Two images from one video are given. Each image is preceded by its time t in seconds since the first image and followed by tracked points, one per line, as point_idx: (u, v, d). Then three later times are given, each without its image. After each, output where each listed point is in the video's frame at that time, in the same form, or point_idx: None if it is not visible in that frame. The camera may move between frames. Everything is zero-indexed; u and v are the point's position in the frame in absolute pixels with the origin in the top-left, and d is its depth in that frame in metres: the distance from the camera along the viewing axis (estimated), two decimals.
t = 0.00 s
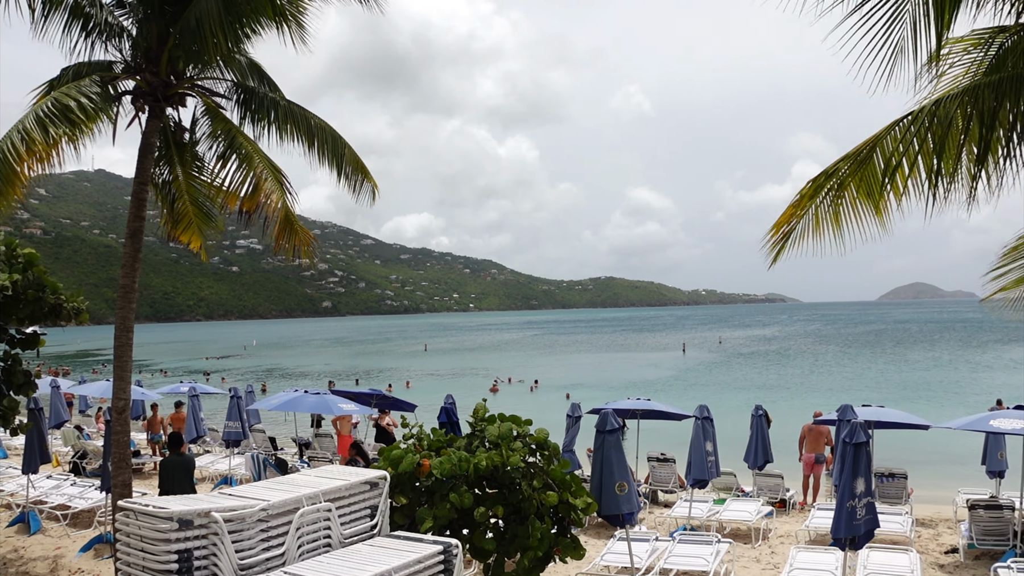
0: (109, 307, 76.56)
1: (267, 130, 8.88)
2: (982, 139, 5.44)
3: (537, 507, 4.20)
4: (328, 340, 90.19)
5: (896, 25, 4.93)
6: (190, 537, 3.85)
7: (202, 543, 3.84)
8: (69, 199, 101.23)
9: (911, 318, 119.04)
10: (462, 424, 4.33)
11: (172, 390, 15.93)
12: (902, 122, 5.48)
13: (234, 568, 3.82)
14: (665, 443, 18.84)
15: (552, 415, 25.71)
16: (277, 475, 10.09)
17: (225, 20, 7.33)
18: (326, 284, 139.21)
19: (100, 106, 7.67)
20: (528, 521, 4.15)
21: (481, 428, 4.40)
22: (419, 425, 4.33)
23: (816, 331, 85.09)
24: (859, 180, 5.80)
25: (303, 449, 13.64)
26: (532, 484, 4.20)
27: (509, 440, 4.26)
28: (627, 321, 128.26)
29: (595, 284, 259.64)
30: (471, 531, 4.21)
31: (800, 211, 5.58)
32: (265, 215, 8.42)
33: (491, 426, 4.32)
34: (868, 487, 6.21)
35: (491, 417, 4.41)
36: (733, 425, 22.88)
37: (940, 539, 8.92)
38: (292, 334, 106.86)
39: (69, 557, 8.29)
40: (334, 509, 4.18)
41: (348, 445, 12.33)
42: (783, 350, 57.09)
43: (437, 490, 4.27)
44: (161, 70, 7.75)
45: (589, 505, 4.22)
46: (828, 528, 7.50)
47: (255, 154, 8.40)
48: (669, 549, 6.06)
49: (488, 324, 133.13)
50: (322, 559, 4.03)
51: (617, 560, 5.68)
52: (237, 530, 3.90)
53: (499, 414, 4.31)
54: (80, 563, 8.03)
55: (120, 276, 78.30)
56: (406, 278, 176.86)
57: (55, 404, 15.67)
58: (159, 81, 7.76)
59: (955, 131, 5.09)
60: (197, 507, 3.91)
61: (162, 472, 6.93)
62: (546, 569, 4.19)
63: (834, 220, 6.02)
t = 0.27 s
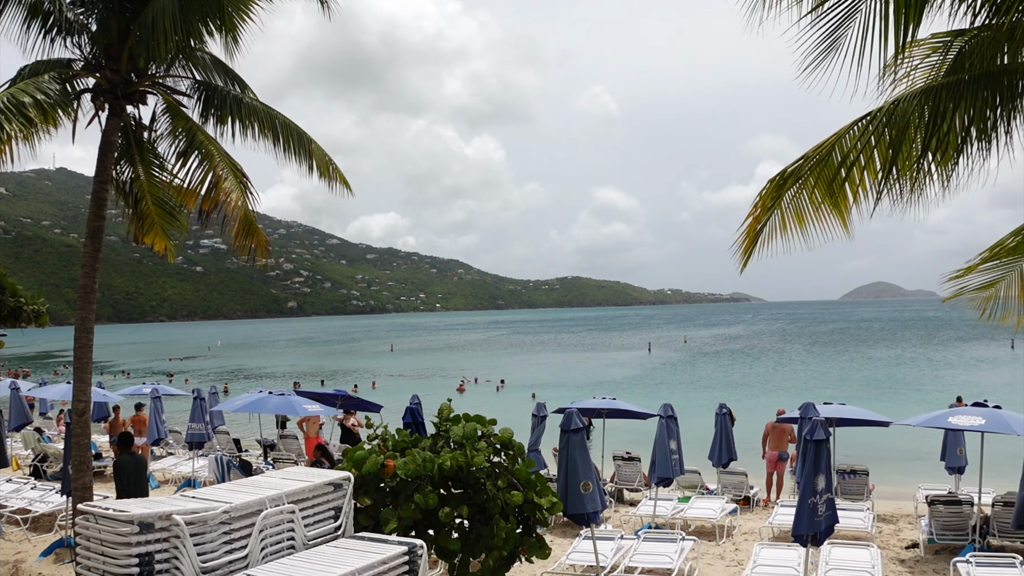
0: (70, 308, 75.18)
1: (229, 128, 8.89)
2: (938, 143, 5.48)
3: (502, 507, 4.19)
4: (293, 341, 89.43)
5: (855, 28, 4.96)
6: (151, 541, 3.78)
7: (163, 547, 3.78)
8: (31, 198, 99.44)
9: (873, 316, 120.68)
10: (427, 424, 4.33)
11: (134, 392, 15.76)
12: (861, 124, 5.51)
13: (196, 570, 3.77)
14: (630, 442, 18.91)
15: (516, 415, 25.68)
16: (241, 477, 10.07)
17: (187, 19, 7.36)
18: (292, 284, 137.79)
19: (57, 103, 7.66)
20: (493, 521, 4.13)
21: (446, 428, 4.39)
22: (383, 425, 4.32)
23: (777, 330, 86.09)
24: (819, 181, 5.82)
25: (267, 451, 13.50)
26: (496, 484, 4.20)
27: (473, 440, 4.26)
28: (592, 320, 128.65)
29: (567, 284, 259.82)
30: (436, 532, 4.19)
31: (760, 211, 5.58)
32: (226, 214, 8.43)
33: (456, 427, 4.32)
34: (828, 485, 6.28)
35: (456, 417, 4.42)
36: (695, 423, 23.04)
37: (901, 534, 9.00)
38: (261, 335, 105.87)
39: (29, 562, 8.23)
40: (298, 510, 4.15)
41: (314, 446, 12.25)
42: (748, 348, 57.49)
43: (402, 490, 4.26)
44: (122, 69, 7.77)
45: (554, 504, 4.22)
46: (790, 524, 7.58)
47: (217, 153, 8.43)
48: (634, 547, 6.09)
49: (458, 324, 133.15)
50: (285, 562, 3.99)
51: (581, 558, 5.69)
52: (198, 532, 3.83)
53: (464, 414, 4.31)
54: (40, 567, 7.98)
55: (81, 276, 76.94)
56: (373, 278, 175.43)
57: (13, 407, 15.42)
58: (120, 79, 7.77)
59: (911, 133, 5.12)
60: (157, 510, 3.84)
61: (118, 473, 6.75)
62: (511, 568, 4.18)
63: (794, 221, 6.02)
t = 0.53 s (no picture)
0: (30, 309, 73.76)
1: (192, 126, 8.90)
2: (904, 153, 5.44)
3: (469, 507, 4.20)
4: (260, 341, 88.64)
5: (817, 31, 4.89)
6: (114, 544, 3.69)
7: (126, 550, 3.68)
8: None
9: (841, 315, 121.96)
10: (393, 425, 4.31)
11: (97, 393, 15.56)
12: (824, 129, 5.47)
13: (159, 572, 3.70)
14: (597, 441, 18.95)
15: (484, 415, 25.61)
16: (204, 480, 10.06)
17: (149, 16, 7.33)
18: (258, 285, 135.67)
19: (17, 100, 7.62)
20: (460, 521, 4.14)
21: (413, 428, 4.38)
22: (349, 426, 4.31)
23: (745, 329, 86.90)
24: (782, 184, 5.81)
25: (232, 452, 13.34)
26: (463, 484, 4.20)
27: (440, 440, 4.24)
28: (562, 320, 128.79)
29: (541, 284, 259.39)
30: (402, 533, 4.18)
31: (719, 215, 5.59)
32: (188, 213, 8.48)
33: (422, 427, 4.30)
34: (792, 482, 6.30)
35: (422, 417, 4.41)
36: (662, 421, 23.13)
37: (865, 530, 9.07)
38: (229, 335, 104.86)
39: None
40: (263, 512, 4.11)
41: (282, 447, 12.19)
42: (714, 347, 57.90)
43: (368, 490, 4.24)
44: (84, 66, 7.75)
45: (520, 504, 4.24)
46: (755, 521, 7.65)
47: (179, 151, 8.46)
48: (601, 545, 6.11)
49: (428, 323, 133.05)
50: (250, 564, 3.95)
51: (548, 558, 5.71)
52: (162, 535, 3.76)
53: (430, 414, 4.29)
54: None
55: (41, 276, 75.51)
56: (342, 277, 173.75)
57: None
58: (82, 77, 7.75)
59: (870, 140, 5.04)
60: (121, 512, 3.75)
61: (63, 480, 6.80)
62: (478, 568, 4.19)
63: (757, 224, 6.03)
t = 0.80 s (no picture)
0: None
1: (157, 124, 8.86)
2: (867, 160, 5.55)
3: (437, 507, 4.20)
4: (228, 342, 87.84)
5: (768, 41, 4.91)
6: (78, 548, 3.64)
7: (91, 553, 3.63)
8: None
9: (811, 313, 123.26)
10: (362, 425, 4.30)
11: (62, 394, 15.36)
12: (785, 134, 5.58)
13: None
14: (566, 439, 18.97)
15: (454, 414, 25.54)
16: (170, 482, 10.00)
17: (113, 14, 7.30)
18: (226, 284, 134.23)
19: None
20: (428, 522, 4.14)
21: (381, 429, 4.37)
22: (317, 426, 4.30)
23: (715, 328, 87.65)
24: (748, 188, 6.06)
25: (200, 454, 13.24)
26: (431, 484, 4.20)
27: (408, 440, 4.25)
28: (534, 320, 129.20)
29: (510, 283, 258.51)
30: (370, 534, 4.16)
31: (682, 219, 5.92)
32: (152, 212, 8.44)
33: (391, 427, 4.30)
34: (757, 480, 6.33)
35: (391, 417, 4.40)
36: (631, 419, 23.24)
37: (831, 526, 9.13)
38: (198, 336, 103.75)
39: None
40: (229, 513, 4.07)
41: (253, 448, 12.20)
42: (683, 346, 58.27)
43: (336, 491, 4.23)
44: (47, 64, 7.69)
45: (489, 503, 4.25)
46: (722, 519, 7.70)
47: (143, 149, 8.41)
48: (570, 544, 6.14)
49: (401, 323, 132.78)
50: (217, 566, 3.91)
51: (516, 557, 5.72)
52: (127, 537, 3.70)
53: (399, 414, 4.29)
54: None
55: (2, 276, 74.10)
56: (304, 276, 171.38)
57: None
58: (45, 75, 7.69)
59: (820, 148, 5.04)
60: (85, 516, 3.70)
61: (20, 478, 7.13)
62: (447, 569, 4.18)
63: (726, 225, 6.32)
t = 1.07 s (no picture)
0: None
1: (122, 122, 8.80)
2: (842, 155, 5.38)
3: (406, 506, 4.19)
4: (197, 341, 86.99)
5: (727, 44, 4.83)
6: (41, 551, 3.52)
7: (55, 557, 3.53)
8: None
9: (780, 313, 123.60)
10: (330, 425, 4.29)
11: (26, 395, 15.13)
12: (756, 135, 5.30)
13: None
14: (537, 438, 18.97)
15: (423, 413, 25.41)
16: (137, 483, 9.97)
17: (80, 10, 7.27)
18: (195, 283, 132.61)
19: None
20: (397, 521, 4.13)
21: (349, 429, 4.36)
22: (284, 426, 4.29)
23: (684, 326, 87.88)
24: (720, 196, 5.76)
25: (167, 454, 13.22)
26: (400, 484, 4.19)
27: (377, 440, 4.24)
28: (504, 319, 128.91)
29: (483, 283, 257.75)
30: (339, 534, 4.15)
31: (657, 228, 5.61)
32: (117, 212, 8.36)
33: (359, 427, 4.30)
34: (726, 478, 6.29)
35: (359, 417, 4.40)
36: (599, 417, 23.27)
37: (798, 522, 9.21)
38: (167, 336, 102.65)
39: None
40: (196, 515, 4.03)
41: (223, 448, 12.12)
42: (654, 344, 58.57)
43: (305, 491, 4.22)
44: (12, 61, 7.61)
45: (458, 503, 4.26)
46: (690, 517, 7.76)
47: (108, 148, 8.34)
48: (539, 542, 6.17)
49: (372, 322, 132.55)
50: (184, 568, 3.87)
51: (486, 557, 5.77)
52: (92, 540, 3.62)
53: (367, 414, 4.29)
54: None
55: None
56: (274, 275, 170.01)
57: None
58: (10, 71, 7.61)
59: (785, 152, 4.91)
60: (49, 519, 3.60)
61: None
62: (416, 569, 4.17)
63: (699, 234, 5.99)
